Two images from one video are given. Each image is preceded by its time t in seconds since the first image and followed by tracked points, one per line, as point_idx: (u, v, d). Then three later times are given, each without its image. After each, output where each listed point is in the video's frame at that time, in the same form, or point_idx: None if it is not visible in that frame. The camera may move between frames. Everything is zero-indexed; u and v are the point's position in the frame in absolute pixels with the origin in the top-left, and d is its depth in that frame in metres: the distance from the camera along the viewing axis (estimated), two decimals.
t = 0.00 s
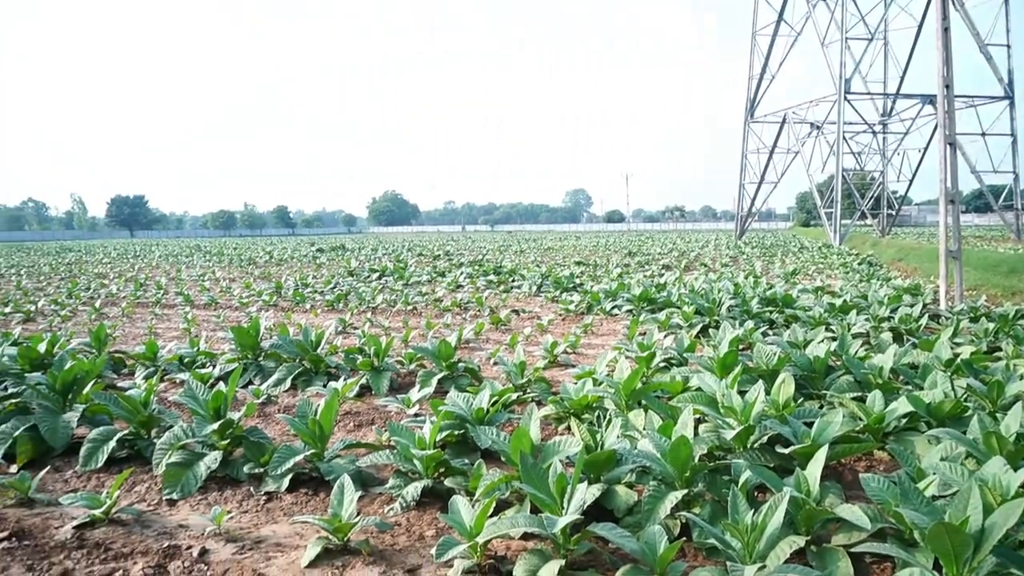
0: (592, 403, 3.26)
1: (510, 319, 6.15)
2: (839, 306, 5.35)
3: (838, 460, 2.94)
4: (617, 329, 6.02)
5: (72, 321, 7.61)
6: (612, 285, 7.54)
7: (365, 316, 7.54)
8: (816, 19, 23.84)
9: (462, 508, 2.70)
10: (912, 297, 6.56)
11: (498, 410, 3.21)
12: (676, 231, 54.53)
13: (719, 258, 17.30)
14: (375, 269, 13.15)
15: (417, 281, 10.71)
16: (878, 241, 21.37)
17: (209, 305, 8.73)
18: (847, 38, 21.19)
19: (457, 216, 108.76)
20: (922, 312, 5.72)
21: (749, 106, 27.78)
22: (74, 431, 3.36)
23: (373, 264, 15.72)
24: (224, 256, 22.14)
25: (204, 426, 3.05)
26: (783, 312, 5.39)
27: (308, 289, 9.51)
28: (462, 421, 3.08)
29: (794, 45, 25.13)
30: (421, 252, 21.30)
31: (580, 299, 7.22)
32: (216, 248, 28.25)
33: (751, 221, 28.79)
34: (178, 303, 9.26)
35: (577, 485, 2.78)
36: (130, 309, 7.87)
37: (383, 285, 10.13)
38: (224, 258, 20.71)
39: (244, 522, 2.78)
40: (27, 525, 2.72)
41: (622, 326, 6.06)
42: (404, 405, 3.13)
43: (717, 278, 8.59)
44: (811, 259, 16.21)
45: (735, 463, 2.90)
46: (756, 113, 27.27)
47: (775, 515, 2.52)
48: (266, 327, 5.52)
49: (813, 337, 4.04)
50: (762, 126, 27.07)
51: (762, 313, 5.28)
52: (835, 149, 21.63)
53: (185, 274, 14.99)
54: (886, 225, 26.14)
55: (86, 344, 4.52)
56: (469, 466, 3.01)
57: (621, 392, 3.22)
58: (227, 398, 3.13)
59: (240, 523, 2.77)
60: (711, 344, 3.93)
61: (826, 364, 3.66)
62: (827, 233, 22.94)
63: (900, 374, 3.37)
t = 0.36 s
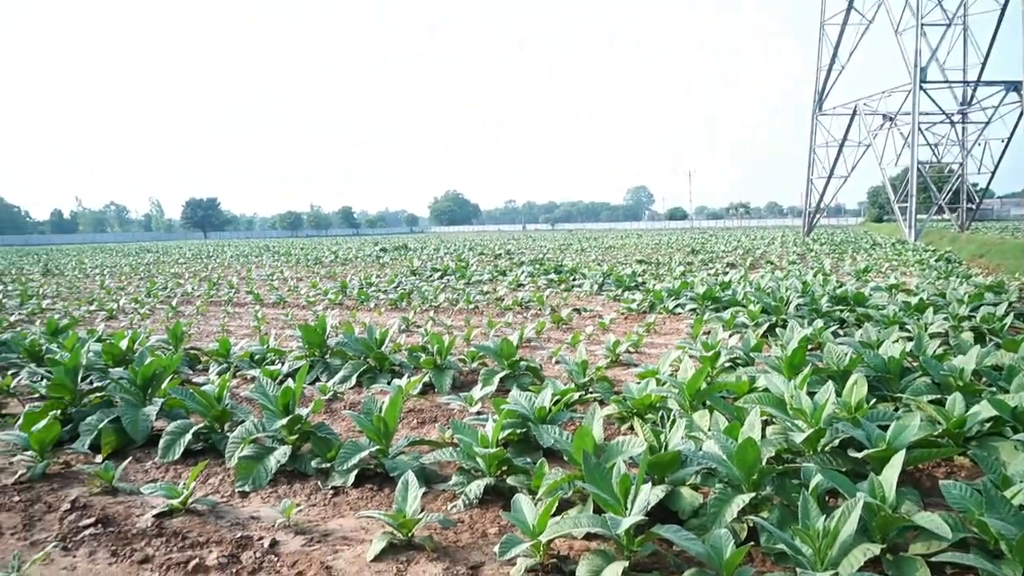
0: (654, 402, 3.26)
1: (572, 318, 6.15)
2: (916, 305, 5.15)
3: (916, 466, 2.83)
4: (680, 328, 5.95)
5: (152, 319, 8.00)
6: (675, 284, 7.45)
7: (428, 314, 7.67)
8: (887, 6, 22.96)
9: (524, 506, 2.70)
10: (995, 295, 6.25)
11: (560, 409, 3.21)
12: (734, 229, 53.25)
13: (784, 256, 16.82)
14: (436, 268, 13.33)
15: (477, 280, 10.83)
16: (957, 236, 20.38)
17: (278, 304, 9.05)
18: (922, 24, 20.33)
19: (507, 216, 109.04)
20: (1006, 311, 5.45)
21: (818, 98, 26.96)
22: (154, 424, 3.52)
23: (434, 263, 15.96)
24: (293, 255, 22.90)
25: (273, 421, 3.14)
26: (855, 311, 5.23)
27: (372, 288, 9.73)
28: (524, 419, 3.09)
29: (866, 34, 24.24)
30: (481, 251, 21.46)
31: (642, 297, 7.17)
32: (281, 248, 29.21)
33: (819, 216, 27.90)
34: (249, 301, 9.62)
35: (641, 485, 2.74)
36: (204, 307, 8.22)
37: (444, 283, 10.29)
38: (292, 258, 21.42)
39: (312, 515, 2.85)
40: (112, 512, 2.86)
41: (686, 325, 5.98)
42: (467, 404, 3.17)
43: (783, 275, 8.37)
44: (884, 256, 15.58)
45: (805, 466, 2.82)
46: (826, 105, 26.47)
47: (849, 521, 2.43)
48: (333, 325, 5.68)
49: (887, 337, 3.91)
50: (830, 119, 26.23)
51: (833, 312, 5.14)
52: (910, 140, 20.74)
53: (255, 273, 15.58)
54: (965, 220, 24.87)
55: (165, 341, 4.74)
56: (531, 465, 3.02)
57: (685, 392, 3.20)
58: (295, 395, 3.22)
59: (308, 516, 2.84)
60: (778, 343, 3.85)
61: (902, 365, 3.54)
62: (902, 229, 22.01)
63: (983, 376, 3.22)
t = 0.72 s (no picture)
0: (709, 405, 3.21)
1: (624, 318, 6.13)
2: (987, 307, 4.95)
3: (986, 476, 2.71)
4: (736, 328, 5.86)
5: (213, 316, 8.29)
6: (730, 284, 7.33)
7: (480, 313, 7.74)
8: None
9: (576, 507, 2.69)
10: None
11: (613, 410, 3.19)
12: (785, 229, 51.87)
13: (845, 256, 16.30)
14: (487, 267, 13.43)
15: (528, 280, 10.88)
16: None
17: (334, 302, 9.25)
18: (993, 15, 19.49)
19: (549, 217, 108.91)
20: None
21: (880, 93, 26.11)
22: (215, 417, 3.64)
23: (487, 262, 16.08)
24: (347, 254, 23.40)
25: (329, 417, 3.21)
26: (920, 313, 5.06)
27: (424, 286, 9.88)
28: (576, 420, 3.08)
29: (931, 26, 23.37)
30: (537, 250, 21.59)
31: (696, 298, 7.09)
32: (334, 246, 29.90)
33: (881, 215, 26.99)
34: (305, 299, 9.88)
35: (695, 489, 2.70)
36: (263, 304, 8.47)
37: (497, 282, 10.36)
38: (346, 257, 21.86)
39: (366, 510, 2.89)
40: (176, 502, 2.96)
41: (741, 326, 5.89)
42: (519, 403, 3.18)
43: (843, 276, 8.15)
44: (952, 257, 14.95)
45: (867, 474, 2.73)
46: (889, 101, 25.62)
47: (914, 531, 2.34)
48: (387, 323, 5.79)
49: (954, 340, 3.78)
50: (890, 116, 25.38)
51: (896, 314, 4.99)
52: (979, 136, 19.88)
53: (311, 272, 15.98)
54: None
55: (225, 337, 4.90)
56: (583, 466, 3.00)
57: (740, 395, 3.15)
58: (350, 392, 3.28)
59: (362, 511, 2.89)
60: (838, 346, 3.76)
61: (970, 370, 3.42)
62: (970, 229, 21.10)
63: None
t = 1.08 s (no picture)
0: (768, 407, 3.15)
1: (680, 317, 6.06)
2: None
3: None
4: (795, 329, 5.75)
5: (274, 313, 8.55)
6: (790, 283, 7.15)
7: (533, 312, 7.76)
8: None
9: (632, 507, 2.66)
10: None
11: (669, 410, 3.16)
12: (842, 226, 50.24)
13: (914, 255, 15.64)
14: (539, 266, 13.44)
15: (583, 279, 10.86)
16: None
17: (389, 300, 9.40)
18: None
19: (597, 216, 108.25)
20: None
21: (948, 85, 25.03)
22: (276, 412, 3.75)
23: (540, 261, 16.08)
24: (402, 253, 23.75)
25: (386, 414, 3.25)
26: (994, 315, 4.85)
27: (478, 285, 9.96)
28: (631, 420, 3.06)
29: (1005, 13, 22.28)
30: (590, 250, 21.46)
31: (754, 297, 6.95)
32: (386, 246, 30.40)
33: (949, 211, 25.84)
34: (362, 298, 10.08)
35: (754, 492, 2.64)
36: (320, 303, 8.68)
37: (550, 281, 10.35)
38: (401, 256, 22.15)
39: (422, 506, 2.93)
40: (239, 494, 3.05)
41: (801, 326, 5.77)
42: (573, 402, 3.17)
43: (911, 275, 7.85)
44: None
45: (937, 481, 2.62)
46: (958, 93, 24.54)
47: (990, 543, 2.22)
48: (442, 321, 5.86)
49: None
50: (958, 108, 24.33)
51: (967, 316, 4.80)
52: None
53: (366, 271, 16.30)
54: None
55: (285, 334, 5.04)
56: (638, 467, 2.98)
57: (801, 397, 3.07)
58: (406, 388, 3.32)
59: (418, 507, 2.92)
60: (904, 348, 3.66)
61: None
62: None
63: None
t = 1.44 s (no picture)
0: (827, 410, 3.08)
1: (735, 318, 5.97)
2: None
3: None
4: (856, 331, 5.60)
5: (330, 309, 8.76)
6: (852, 284, 6.95)
7: (586, 311, 7.76)
8: None
9: (685, 509, 2.62)
10: None
11: (723, 411, 3.11)
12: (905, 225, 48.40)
13: (985, 255, 14.96)
14: (590, 265, 13.40)
15: (635, 277, 10.80)
16: None
17: (442, 297, 9.53)
18: None
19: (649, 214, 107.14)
20: None
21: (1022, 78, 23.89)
22: (331, 407, 3.84)
23: (590, 260, 16.00)
24: (454, 251, 23.96)
25: (439, 410, 3.30)
26: None
27: (530, 283, 10.00)
28: (685, 421, 3.02)
29: None
30: (642, 249, 21.25)
31: (813, 298, 6.79)
32: (438, 244, 30.73)
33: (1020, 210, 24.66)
34: (415, 295, 10.24)
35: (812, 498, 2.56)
36: (375, 300, 8.84)
37: (602, 279, 10.32)
38: (453, 254, 22.36)
39: (473, 502, 2.95)
40: (295, 485, 3.13)
41: (863, 328, 5.61)
42: (626, 402, 3.17)
43: (982, 275, 7.52)
44: None
45: (1008, 492, 2.51)
46: None
47: None
48: (495, 319, 5.90)
49: None
50: None
51: None
52: None
53: (419, 269, 16.52)
54: None
55: (340, 330, 5.15)
56: (692, 468, 2.94)
57: (862, 401, 2.98)
58: (458, 384, 3.35)
59: (470, 503, 2.95)
60: (973, 351, 3.52)
61: None
62: None
63: None
